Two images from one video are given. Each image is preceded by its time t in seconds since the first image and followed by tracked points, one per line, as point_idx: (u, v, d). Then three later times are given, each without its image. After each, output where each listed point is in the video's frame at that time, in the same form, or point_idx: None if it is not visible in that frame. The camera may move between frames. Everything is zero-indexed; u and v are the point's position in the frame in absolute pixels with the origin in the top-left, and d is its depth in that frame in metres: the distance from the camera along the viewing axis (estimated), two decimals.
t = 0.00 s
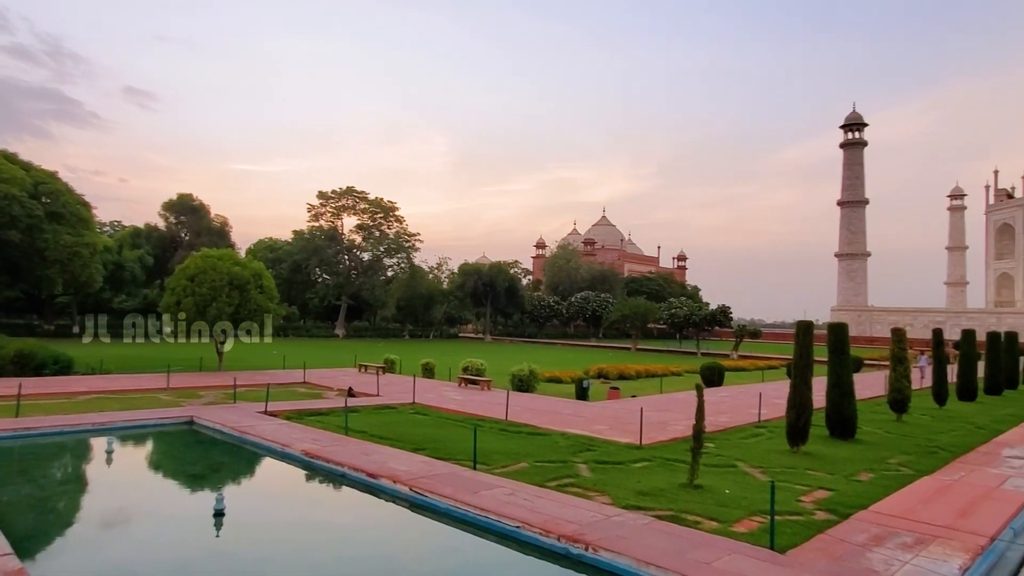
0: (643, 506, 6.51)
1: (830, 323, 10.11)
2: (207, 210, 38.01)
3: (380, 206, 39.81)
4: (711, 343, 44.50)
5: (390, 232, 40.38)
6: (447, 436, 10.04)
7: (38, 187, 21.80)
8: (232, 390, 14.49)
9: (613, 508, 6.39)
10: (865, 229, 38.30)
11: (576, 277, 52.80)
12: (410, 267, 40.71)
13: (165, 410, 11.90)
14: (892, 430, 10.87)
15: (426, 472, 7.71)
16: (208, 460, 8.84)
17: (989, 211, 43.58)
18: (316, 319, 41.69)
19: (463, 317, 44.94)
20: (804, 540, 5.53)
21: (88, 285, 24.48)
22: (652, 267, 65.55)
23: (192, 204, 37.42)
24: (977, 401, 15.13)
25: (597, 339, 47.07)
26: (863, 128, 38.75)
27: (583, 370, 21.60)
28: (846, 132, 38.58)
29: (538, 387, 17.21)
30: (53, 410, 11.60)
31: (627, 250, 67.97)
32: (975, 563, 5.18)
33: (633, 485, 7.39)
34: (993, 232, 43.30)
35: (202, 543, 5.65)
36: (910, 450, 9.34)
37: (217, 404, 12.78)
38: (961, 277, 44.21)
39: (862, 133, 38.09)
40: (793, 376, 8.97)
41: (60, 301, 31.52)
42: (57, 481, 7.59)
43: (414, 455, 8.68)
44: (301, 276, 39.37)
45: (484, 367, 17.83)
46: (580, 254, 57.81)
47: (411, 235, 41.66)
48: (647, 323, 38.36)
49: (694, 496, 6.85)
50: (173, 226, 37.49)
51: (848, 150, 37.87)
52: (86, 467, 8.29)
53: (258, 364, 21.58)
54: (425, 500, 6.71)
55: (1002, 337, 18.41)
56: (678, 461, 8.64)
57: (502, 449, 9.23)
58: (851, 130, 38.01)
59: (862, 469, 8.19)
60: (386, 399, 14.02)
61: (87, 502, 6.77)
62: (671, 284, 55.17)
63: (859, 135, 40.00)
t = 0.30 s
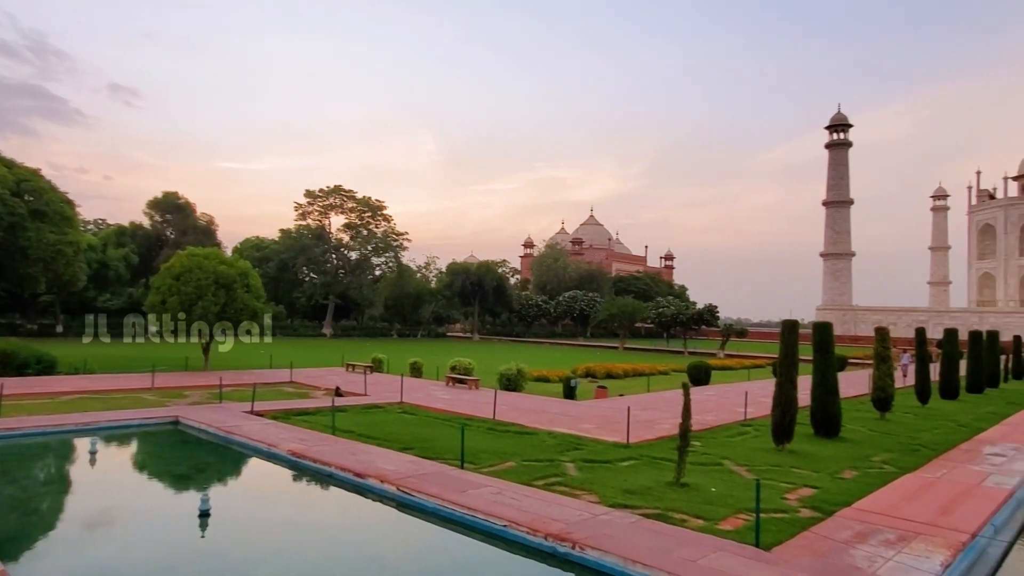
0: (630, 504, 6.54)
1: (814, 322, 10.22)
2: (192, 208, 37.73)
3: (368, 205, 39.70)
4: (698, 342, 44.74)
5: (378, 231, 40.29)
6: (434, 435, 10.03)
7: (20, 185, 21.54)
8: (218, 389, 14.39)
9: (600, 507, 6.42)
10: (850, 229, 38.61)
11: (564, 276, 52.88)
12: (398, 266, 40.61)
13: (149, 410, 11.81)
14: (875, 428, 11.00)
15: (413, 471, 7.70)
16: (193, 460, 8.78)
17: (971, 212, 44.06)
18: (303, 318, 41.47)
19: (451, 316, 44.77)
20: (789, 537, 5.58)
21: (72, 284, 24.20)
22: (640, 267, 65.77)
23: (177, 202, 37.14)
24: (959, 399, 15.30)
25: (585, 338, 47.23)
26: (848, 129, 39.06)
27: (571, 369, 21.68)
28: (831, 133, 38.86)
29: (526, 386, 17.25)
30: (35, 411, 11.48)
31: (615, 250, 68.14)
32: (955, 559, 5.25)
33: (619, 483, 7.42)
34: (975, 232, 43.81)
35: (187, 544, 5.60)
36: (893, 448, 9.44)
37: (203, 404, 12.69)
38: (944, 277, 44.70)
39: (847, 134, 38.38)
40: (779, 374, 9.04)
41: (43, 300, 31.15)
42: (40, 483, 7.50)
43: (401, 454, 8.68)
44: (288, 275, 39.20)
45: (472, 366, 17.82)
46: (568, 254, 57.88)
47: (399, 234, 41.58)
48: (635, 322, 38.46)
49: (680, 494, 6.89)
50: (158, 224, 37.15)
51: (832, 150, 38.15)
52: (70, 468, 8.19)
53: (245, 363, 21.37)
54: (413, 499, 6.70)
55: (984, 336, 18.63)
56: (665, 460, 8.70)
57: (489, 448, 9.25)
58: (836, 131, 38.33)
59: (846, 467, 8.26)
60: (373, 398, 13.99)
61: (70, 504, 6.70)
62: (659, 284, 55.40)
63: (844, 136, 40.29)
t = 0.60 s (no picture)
0: (615, 502, 6.57)
1: (797, 321, 10.33)
2: (175, 206, 37.35)
3: (354, 203, 39.56)
4: (682, 341, 45.03)
5: (364, 230, 40.14)
6: (419, 435, 10.02)
7: None
8: (201, 390, 14.26)
9: (584, 506, 6.44)
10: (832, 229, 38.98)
11: (549, 275, 52.97)
12: (383, 265, 40.46)
13: (131, 411, 11.69)
14: (857, 425, 11.13)
15: (398, 471, 7.69)
16: (176, 461, 8.69)
17: (950, 212, 44.65)
18: (288, 317, 41.05)
19: (437, 316, 44.11)
20: (771, 534, 5.64)
21: (51, 283, 23.84)
22: (625, 266, 66.01)
23: (159, 200, 36.75)
24: (938, 396, 15.52)
25: (570, 337, 47.38)
26: (830, 130, 39.39)
27: (557, 367, 21.74)
28: (813, 134, 39.20)
29: (512, 384, 17.27)
30: (13, 412, 11.32)
31: (601, 249, 68.37)
32: (934, 554, 5.33)
33: (604, 481, 7.45)
34: (955, 232, 44.38)
35: (169, 545, 5.55)
36: (874, 445, 9.56)
37: (186, 404, 12.58)
38: (924, 276, 45.29)
39: (829, 135, 38.73)
40: (762, 373, 9.11)
41: (22, 299, 30.70)
42: (19, 484, 7.40)
43: (385, 454, 8.66)
44: (273, 274, 38.47)
45: (457, 365, 17.81)
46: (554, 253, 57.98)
47: (384, 232, 41.46)
48: (620, 321, 38.56)
49: (664, 492, 6.94)
50: (141, 222, 36.76)
51: (815, 151, 38.45)
52: (49, 469, 8.09)
53: (228, 363, 21.05)
54: (398, 499, 6.68)
55: (963, 334, 18.90)
56: (649, 458, 8.74)
57: (475, 447, 9.25)
58: (819, 132, 38.64)
59: (827, 464, 8.36)
60: (358, 398, 13.95)
61: (50, 506, 6.61)
62: (644, 283, 55.64)
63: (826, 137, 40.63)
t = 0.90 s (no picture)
0: (596, 500, 6.60)
1: (776, 319, 10.45)
2: (154, 203, 36.85)
3: (336, 201, 39.28)
4: (664, 339, 45.33)
5: (346, 228, 39.91)
6: (401, 433, 9.99)
7: None
8: (180, 389, 14.08)
9: (566, 503, 6.47)
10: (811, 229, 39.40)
11: (532, 274, 53.04)
12: (366, 263, 40.23)
13: (107, 410, 11.53)
14: (834, 422, 11.28)
15: (380, 469, 7.67)
16: (154, 460, 8.61)
17: (926, 212, 45.34)
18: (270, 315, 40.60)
19: (419, 314, 44.10)
20: (750, 531, 5.70)
21: (25, 281, 23.38)
22: (607, 265, 66.30)
23: (138, 197, 36.23)
24: (913, 394, 15.77)
25: (553, 336, 47.53)
26: (810, 131, 39.77)
27: (539, 366, 21.80)
28: (793, 134, 39.57)
29: (494, 383, 17.28)
30: None
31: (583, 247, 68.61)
32: (908, 549, 5.42)
33: (586, 479, 7.49)
34: (931, 232, 45.06)
35: (148, 546, 5.48)
36: (850, 442, 9.69)
37: (164, 404, 12.40)
38: (901, 276, 45.96)
39: (809, 136, 39.11)
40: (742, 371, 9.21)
41: None
42: None
43: (367, 453, 8.61)
44: (254, 272, 38.38)
45: (439, 363, 17.78)
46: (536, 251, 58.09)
47: (367, 230, 41.25)
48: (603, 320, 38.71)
49: (645, 489, 6.99)
50: (119, 219, 36.25)
51: (794, 152, 38.78)
52: (25, 470, 7.95)
53: (207, 363, 20.70)
54: (380, 498, 6.65)
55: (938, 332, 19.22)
56: (631, 456, 8.79)
57: (457, 445, 9.24)
58: (799, 133, 39.01)
59: (805, 461, 8.46)
60: (340, 397, 13.88)
61: (25, 507, 6.50)
62: (626, 282, 55.91)
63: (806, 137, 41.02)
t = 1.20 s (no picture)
0: (577, 498, 6.62)
1: (755, 318, 10.57)
2: (131, 200, 36.34)
3: (316, 199, 38.92)
4: (645, 337, 45.60)
5: (327, 227, 39.64)
6: (382, 433, 9.95)
7: None
8: (157, 389, 13.91)
9: (546, 501, 6.50)
10: (790, 228, 39.82)
11: (514, 272, 53.08)
12: (347, 262, 39.99)
13: (82, 411, 11.36)
14: (811, 419, 11.44)
15: (361, 469, 7.64)
16: (131, 461, 8.49)
17: (901, 213, 46.07)
18: (249, 315, 40.31)
19: (401, 313, 44.03)
20: (728, 527, 5.76)
21: None
22: (589, 264, 66.58)
23: (114, 194, 35.70)
24: (889, 390, 16.01)
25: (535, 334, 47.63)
26: (789, 131, 40.18)
27: (521, 364, 21.83)
28: (772, 135, 39.97)
29: (476, 381, 17.28)
30: None
31: (565, 246, 68.82)
32: (882, 544, 5.51)
33: (567, 477, 7.52)
34: (906, 232, 45.76)
35: (123, 548, 5.41)
36: (827, 438, 9.83)
37: (141, 404, 12.23)
38: (876, 275, 46.66)
39: (787, 137, 39.53)
40: (720, 369, 9.31)
41: None
42: None
43: (347, 452, 8.56)
44: (233, 271, 38.22)
45: (421, 362, 17.74)
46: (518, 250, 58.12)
47: (348, 229, 41.00)
48: (584, 319, 38.84)
49: (625, 487, 7.05)
50: (94, 217, 35.71)
51: (773, 152, 39.13)
52: None
53: (186, 362, 20.54)
54: (361, 498, 6.63)
55: (913, 331, 19.53)
56: (611, 454, 8.84)
57: (438, 444, 9.24)
58: (778, 134, 39.39)
59: (783, 458, 8.57)
60: (320, 396, 13.81)
61: None
62: (608, 280, 56.16)
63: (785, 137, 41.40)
